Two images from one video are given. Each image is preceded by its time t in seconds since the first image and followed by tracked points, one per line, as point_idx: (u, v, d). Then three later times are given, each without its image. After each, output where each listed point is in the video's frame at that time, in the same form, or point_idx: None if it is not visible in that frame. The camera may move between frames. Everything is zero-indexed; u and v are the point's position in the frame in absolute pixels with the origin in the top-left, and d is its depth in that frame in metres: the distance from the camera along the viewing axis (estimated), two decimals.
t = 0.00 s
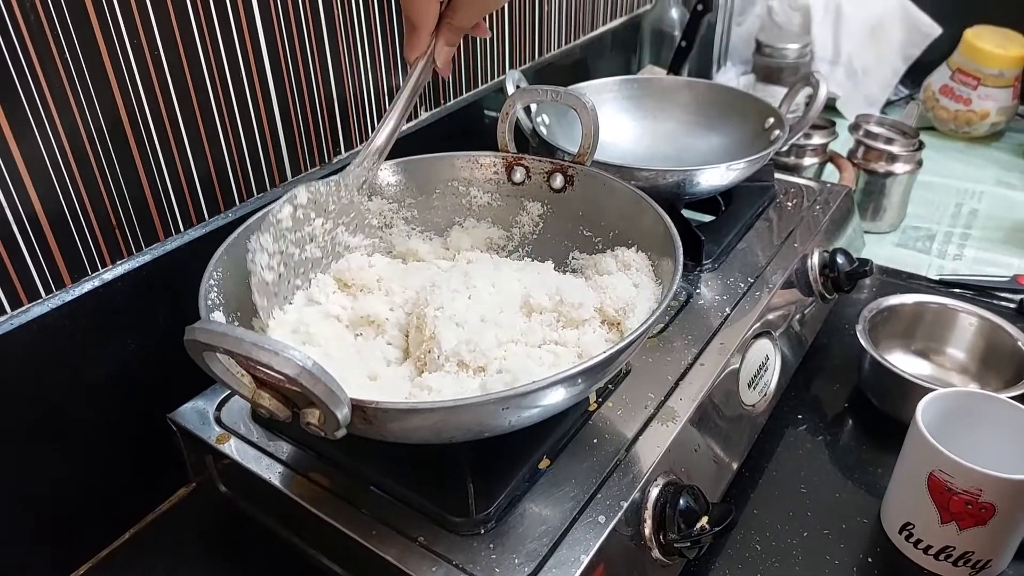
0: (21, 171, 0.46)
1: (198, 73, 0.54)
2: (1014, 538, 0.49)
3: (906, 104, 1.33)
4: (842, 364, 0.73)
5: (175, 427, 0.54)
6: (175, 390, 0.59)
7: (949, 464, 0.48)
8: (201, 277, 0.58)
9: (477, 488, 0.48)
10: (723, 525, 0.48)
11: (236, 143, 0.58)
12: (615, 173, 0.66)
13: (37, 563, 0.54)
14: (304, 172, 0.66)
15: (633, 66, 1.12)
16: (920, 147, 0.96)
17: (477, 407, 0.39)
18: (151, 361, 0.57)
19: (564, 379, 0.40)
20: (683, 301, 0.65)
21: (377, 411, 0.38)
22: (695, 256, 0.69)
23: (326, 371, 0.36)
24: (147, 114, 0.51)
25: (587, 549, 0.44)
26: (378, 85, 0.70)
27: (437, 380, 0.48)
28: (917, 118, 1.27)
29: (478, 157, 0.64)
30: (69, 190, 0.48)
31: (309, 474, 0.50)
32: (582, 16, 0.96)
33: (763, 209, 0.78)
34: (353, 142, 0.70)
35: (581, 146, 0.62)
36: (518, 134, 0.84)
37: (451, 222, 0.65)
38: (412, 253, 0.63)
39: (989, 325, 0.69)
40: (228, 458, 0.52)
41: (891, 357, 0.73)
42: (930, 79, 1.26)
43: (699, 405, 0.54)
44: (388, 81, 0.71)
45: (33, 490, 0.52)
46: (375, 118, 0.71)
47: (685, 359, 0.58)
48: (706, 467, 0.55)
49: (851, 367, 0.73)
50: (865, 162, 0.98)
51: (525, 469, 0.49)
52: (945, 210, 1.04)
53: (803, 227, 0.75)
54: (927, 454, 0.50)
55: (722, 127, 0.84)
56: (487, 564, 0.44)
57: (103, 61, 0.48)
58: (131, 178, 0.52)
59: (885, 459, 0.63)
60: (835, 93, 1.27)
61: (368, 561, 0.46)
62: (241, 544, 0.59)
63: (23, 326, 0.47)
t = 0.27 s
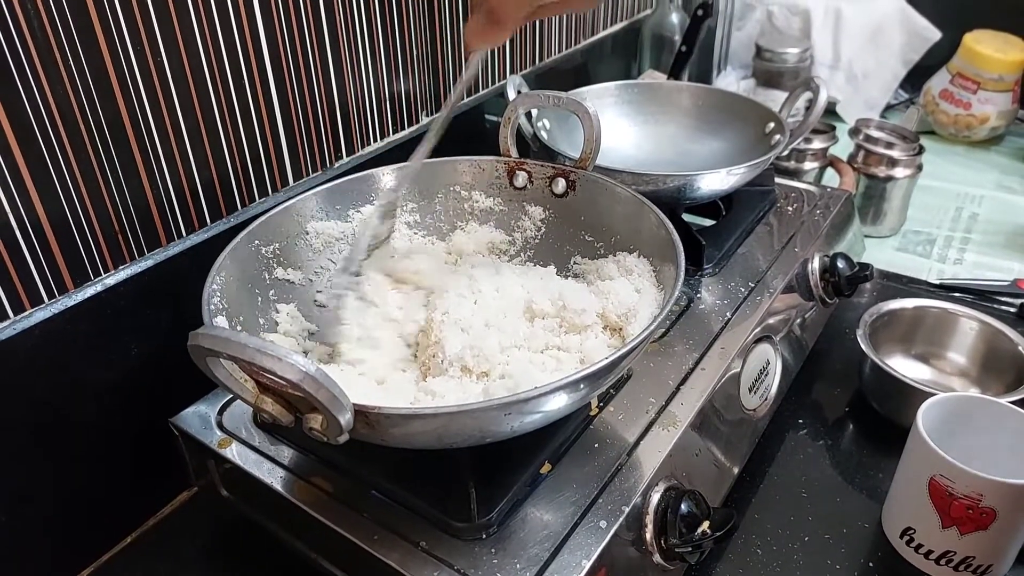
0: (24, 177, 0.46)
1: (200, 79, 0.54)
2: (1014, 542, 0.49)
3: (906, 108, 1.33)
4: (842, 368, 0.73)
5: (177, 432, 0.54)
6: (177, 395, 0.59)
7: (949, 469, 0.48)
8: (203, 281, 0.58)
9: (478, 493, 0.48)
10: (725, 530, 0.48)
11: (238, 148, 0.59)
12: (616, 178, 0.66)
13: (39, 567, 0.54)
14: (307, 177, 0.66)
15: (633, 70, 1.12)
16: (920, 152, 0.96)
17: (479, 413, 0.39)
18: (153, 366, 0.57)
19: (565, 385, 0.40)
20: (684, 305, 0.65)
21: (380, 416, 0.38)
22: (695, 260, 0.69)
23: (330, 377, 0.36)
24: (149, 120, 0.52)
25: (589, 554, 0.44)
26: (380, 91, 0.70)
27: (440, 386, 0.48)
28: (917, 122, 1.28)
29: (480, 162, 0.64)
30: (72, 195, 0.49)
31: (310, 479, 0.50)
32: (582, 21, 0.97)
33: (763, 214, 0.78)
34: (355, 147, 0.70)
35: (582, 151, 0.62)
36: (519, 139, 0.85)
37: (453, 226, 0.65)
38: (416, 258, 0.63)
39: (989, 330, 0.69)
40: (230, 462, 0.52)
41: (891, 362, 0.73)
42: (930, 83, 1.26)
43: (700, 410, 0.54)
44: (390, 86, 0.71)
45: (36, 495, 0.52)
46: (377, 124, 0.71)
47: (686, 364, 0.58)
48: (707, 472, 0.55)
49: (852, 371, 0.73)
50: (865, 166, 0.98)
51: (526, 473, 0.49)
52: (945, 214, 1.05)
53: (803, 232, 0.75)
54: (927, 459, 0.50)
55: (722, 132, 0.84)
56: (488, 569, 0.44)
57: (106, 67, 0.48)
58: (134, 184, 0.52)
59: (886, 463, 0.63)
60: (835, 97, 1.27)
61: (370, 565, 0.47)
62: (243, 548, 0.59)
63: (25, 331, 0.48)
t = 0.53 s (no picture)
0: (24, 176, 0.46)
1: (200, 79, 0.54)
2: (1014, 543, 0.49)
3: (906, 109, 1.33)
4: (842, 369, 0.73)
5: (176, 431, 0.54)
6: (176, 394, 0.59)
7: (948, 469, 0.48)
8: (202, 281, 0.58)
9: (477, 492, 0.48)
10: (724, 530, 0.48)
11: (238, 148, 0.59)
12: (616, 178, 0.66)
13: (38, 566, 0.54)
14: (307, 177, 0.66)
15: (633, 71, 1.12)
16: (920, 153, 0.96)
17: (478, 412, 0.39)
18: (152, 365, 0.57)
19: (565, 385, 0.40)
20: (683, 305, 0.65)
21: (379, 415, 0.38)
22: (695, 261, 0.69)
23: (329, 375, 0.36)
24: (149, 119, 0.52)
25: (588, 554, 0.44)
26: (380, 91, 0.70)
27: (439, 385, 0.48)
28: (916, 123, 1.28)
29: (479, 162, 0.64)
30: (71, 194, 0.49)
31: (310, 478, 0.50)
32: (582, 22, 0.97)
33: (763, 214, 0.78)
34: (355, 147, 0.70)
35: (582, 152, 0.62)
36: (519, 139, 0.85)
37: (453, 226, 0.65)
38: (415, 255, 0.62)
39: (989, 330, 0.69)
40: (229, 462, 0.52)
41: (891, 362, 0.73)
42: (930, 84, 1.26)
43: (700, 410, 0.54)
44: (390, 86, 0.71)
45: (34, 494, 0.52)
46: (377, 124, 0.71)
47: (685, 364, 0.58)
48: (706, 472, 0.55)
49: (851, 372, 0.73)
50: (865, 167, 0.98)
51: (525, 473, 0.49)
52: (945, 215, 1.05)
53: (803, 233, 0.75)
54: (927, 459, 0.50)
55: (723, 133, 0.84)
56: (487, 568, 0.44)
57: (106, 66, 0.48)
58: (134, 183, 0.52)
59: (885, 464, 0.63)
60: (835, 98, 1.27)
61: (369, 565, 0.47)
62: (242, 547, 0.59)
63: (24, 330, 0.48)
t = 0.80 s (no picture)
0: (18, 180, 0.46)
1: (195, 82, 0.54)
2: (1012, 542, 0.49)
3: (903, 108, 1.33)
4: (840, 369, 0.73)
5: (174, 435, 0.54)
6: (174, 397, 0.59)
7: (947, 469, 0.48)
8: (199, 284, 0.58)
9: (475, 495, 0.48)
10: (722, 531, 0.48)
11: (234, 150, 0.59)
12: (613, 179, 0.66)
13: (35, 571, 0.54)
14: (304, 179, 0.66)
15: (631, 71, 1.12)
16: (918, 152, 0.96)
17: (475, 415, 0.39)
18: (149, 368, 0.57)
19: (561, 387, 0.40)
20: (681, 306, 0.65)
21: (375, 419, 0.38)
22: (693, 262, 0.69)
23: (325, 379, 0.36)
24: (144, 123, 0.52)
25: (586, 556, 0.44)
26: (377, 92, 0.70)
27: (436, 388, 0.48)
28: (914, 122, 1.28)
29: (477, 164, 0.64)
30: (66, 198, 0.49)
31: (307, 482, 0.50)
32: (579, 22, 0.97)
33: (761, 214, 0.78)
34: (352, 149, 0.70)
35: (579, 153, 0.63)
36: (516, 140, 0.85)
37: (450, 227, 0.65)
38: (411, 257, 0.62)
39: (987, 330, 0.69)
40: (227, 465, 0.52)
41: (889, 362, 0.73)
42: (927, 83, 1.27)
43: (698, 411, 0.54)
44: (387, 88, 0.71)
45: (31, 498, 0.52)
46: (374, 126, 0.71)
47: (683, 365, 0.58)
48: (704, 473, 0.55)
49: (849, 372, 0.73)
50: (863, 166, 0.98)
51: (523, 475, 0.49)
52: (943, 214, 1.05)
53: (800, 233, 0.75)
54: (925, 459, 0.50)
55: (720, 133, 0.84)
56: (485, 571, 0.44)
57: (101, 70, 0.48)
58: (129, 187, 0.52)
59: (884, 464, 0.63)
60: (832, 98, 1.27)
61: (367, 568, 0.46)
62: (240, 550, 0.59)
63: (20, 334, 0.48)
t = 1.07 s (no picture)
0: (16, 183, 0.46)
1: (193, 83, 0.54)
2: (1012, 541, 0.49)
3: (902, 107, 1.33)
4: (839, 368, 0.73)
5: (173, 437, 0.54)
6: (173, 399, 0.59)
7: (946, 468, 0.48)
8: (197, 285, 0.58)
9: (474, 496, 0.48)
10: (722, 530, 0.47)
11: (232, 151, 0.59)
12: (612, 179, 0.66)
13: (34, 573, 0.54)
14: (302, 179, 0.66)
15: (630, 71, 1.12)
16: (917, 151, 0.96)
17: (472, 415, 0.39)
18: (148, 370, 0.57)
19: (559, 387, 0.40)
20: (680, 306, 0.65)
21: (373, 420, 0.38)
22: (692, 261, 0.69)
23: (321, 380, 0.36)
24: (142, 124, 0.52)
25: (585, 557, 0.44)
26: (375, 93, 0.70)
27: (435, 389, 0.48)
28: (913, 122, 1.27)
29: (473, 164, 0.64)
30: (64, 200, 0.49)
31: (306, 483, 0.50)
32: (577, 23, 0.97)
33: (760, 214, 0.78)
34: (350, 149, 0.70)
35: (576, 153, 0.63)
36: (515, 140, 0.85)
37: (447, 228, 0.64)
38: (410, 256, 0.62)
39: (986, 329, 0.69)
40: (225, 467, 0.52)
41: (888, 361, 0.73)
42: (926, 83, 1.26)
43: (697, 410, 0.54)
44: (385, 89, 0.71)
45: (29, 500, 0.52)
46: (372, 126, 0.71)
47: (682, 365, 0.58)
48: (704, 473, 0.54)
49: (849, 371, 0.73)
50: (862, 166, 0.98)
51: (522, 476, 0.49)
52: (942, 213, 1.05)
53: (800, 232, 0.75)
54: (925, 458, 0.50)
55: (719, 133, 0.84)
56: (484, 571, 0.44)
57: (97, 71, 0.48)
58: (127, 188, 0.52)
59: (884, 463, 0.63)
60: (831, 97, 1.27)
61: (366, 569, 0.46)
62: (240, 552, 0.59)
63: (18, 336, 0.47)
